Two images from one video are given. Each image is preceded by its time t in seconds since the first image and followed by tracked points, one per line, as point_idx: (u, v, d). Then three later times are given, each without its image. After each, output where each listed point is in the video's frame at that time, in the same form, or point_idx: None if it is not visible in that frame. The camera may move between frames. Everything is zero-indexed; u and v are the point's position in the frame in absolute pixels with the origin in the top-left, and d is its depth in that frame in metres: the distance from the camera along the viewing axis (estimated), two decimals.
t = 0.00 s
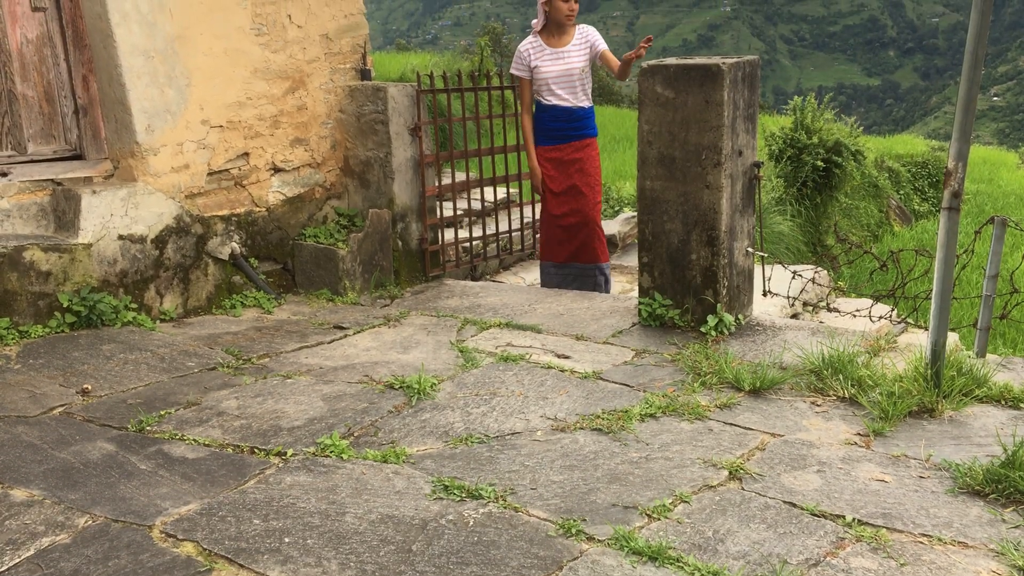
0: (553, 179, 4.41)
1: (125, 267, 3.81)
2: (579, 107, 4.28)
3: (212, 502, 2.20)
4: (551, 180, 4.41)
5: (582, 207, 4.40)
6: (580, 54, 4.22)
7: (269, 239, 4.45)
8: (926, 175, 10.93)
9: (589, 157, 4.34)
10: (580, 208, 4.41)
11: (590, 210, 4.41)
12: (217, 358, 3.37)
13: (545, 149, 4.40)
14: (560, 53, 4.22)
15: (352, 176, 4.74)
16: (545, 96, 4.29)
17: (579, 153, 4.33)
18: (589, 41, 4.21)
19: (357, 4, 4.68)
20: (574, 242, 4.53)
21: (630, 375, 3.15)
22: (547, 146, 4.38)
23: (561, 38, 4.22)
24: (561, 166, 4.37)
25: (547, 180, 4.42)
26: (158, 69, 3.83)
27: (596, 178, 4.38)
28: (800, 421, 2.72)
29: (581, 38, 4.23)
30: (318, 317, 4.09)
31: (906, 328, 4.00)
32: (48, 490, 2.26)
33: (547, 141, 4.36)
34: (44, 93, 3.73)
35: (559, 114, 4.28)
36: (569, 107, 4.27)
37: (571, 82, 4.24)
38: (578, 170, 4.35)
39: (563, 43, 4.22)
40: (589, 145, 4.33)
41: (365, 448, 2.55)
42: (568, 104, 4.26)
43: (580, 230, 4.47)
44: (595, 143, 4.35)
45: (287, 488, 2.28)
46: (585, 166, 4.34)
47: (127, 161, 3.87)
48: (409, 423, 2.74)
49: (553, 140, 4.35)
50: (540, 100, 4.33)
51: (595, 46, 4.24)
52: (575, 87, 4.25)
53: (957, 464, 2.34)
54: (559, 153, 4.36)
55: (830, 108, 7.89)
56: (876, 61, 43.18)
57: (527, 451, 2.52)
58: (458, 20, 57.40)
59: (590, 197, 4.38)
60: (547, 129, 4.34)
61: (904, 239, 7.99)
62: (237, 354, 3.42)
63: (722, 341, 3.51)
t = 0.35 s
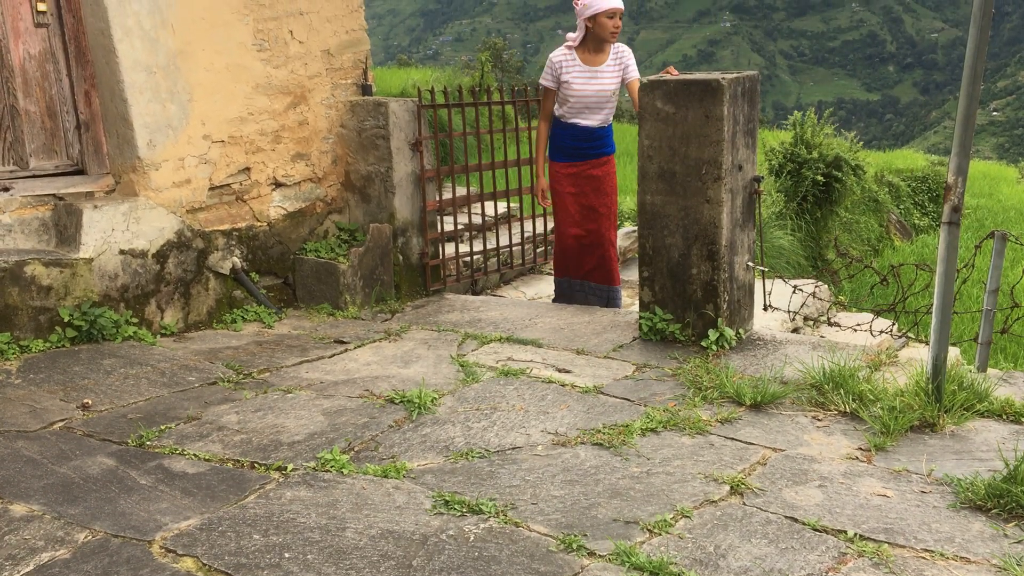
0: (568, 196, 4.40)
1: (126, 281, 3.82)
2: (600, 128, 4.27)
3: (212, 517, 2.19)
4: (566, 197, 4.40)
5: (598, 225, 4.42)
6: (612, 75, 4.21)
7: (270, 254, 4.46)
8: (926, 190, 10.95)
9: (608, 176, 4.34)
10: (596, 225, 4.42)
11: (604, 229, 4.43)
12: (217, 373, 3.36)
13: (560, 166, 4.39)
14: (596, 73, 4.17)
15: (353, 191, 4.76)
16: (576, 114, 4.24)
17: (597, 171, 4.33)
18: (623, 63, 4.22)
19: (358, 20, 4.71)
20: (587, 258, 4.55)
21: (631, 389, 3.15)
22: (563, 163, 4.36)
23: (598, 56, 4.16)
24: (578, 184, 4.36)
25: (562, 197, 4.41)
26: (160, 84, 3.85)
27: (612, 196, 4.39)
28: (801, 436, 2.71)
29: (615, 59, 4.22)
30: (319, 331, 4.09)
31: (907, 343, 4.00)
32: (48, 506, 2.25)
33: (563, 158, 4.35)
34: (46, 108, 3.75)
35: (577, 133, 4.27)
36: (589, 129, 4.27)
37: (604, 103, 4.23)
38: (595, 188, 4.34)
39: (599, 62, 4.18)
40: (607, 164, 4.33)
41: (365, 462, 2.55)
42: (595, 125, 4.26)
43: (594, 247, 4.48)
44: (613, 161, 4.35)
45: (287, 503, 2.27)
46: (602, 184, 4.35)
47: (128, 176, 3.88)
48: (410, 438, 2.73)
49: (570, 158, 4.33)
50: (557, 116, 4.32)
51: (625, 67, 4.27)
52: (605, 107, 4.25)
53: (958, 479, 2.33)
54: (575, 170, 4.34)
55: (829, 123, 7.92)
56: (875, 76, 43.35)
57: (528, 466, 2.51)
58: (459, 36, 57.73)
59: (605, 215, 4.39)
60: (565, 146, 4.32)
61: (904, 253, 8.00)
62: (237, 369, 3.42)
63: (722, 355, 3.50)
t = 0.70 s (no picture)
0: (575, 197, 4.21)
1: (126, 296, 3.82)
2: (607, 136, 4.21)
3: (212, 532, 2.19)
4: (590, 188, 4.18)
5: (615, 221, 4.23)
6: (623, 94, 4.07)
7: (271, 268, 4.47)
8: (926, 204, 10.98)
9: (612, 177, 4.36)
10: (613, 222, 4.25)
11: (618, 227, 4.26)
12: (218, 388, 3.36)
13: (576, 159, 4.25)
14: (602, 89, 4.06)
15: (354, 205, 4.78)
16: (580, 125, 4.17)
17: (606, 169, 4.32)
18: (636, 83, 4.05)
19: (359, 36, 4.74)
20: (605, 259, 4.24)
21: (632, 404, 3.15)
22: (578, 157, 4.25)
23: (605, 72, 4.05)
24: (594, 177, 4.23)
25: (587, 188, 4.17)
26: (161, 99, 3.87)
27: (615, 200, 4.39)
28: (802, 450, 2.71)
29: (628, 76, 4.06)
30: (319, 345, 4.09)
31: (908, 357, 4.00)
32: (47, 520, 2.25)
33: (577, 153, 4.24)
34: (48, 123, 3.77)
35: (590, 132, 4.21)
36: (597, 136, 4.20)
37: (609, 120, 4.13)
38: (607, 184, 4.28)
39: (608, 78, 4.06)
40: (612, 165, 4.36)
41: (365, 477, 2.54)
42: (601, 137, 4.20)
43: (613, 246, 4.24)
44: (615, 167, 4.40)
45: (287, 517, 2.27)
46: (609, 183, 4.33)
47: (130, 191, 3.89)
48: (411, 452, 2.73)
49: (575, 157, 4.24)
50: (563, 121, 4.25)
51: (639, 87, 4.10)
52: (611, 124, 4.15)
53: (960, 494, 2.32)
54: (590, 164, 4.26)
55: (829, 137, 7.94)
56: (875, 90, 43.50)
57: (528, 480, 2.51)
58: (460, 51, 58.04)
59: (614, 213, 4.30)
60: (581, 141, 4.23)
61: (904, 268, 8.01)
62: (238, 384, 3.42)
63: (723, 369, 3.50)
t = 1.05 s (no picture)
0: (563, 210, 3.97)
1: (128, 315, 3.82)
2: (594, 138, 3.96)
3: (212, 552, 2.18)
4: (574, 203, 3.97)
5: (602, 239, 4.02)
6: (603, 88, 3.86)
7: (273, 287, 4.48)
8: (926, 223, 11.00)
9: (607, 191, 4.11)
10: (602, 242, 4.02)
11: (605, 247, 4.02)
12: (218, 407, 3.35)
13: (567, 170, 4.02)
14: (579, 86, 3.84)
15: (355, 224, 4.80)
16: (566, 130, 3.95)
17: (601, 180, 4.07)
18: (612, 75, 3.86)
19: (361, 56, 4.78)
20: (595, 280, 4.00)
21: (633, 423, 3.14)
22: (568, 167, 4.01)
23: (581, 70, 3.83)
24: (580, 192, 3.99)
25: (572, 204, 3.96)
26: (164, 119, 3.89)
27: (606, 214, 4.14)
28: (804, 470, 2.70)
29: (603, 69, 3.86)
30: (320, 365, 4.09)
31: (910, 376, 3.99)
32: (47, 541, 2.24)
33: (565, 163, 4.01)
34: (51, 143, 3.79)
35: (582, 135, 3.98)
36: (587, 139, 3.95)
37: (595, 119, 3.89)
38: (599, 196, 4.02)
39: (584, 76, 3.85)
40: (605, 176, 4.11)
41: (366, 497, 2.54)
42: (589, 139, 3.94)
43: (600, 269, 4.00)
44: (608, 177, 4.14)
45: (287, 537, 2.26)
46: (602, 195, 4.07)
47: (132, 210, 3.91)
48: (411, 471, 2.72)
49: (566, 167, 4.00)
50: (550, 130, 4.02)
51: (618, 78, 3.89)
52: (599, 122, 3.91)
53: (962, 513, 2.31)
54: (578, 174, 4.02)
55: (829, 157, 7.98)
56: (874, 110, 43.70)
57: (529, 500, 2.50)
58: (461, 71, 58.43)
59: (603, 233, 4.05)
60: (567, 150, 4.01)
61: (905, 287, 8.02)
62: (238, 403, 3.41)
63: (724, 389, 3.50)
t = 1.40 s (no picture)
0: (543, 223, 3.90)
1: (129, 341, 3.83)
2: (571, 146, 3.80)
3: None
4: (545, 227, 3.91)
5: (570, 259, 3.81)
6: (575, 88, 3.75)
7: (274, 313, 4.49)
8: (927, 249, 11.03)
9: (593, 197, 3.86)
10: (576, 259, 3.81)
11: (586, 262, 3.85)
12: (218, 434, 3.35)
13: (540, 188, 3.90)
14: (551, 88, 3.75)
15: (357, 250, 4.82)
16: (542, 134, 3.83)
17: (580, 192, 3.83)
18: (585, 73, 3.75)
19: (363, 84, 4.82)
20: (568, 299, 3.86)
21: (635, 449, 3.13)
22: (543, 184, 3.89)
23: (551, 71, 3.75)
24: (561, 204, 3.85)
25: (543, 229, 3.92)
26: (167, 146, 3.92)
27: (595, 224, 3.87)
28: (807, 496, 2.69)
29: (575, 68, 3.76)
30: (321, 391, 4.08)
31: (912, 402, 3.98)
32: (45, 568, 2.22)
33: (542, 178, 3.89)
34: (54, 170, 3.82)
35: (553, 150, 3.81)
36: (563, 147, 3.80)
37: (570, 120, 3.76)
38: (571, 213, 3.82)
39: (555, 76, 3.76)
40: (590, 182, 3.85)
41: (366, 524, 2.52)
42: (565, 144, 3.80)
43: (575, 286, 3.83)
44: (597, 180, 3.87)
45: (287, 565, 2.25)
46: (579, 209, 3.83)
47: (134, 237, 3.93)
48: (412, 498, 2.71)
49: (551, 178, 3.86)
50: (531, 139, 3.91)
51: (591, 75, 3.77)
52: (575, 123, 3.77)
53: (966, 540, 2.29)
54: (552, 192, 3.88)
55: (829, 183, 8.01)
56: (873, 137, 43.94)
57: (531, 527, 2.48)
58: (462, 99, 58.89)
59: (586, 244, 3.85)
60: (541, 165, 3.87)
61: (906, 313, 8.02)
62: (238, 429, 3.40)
63: (726, 415, 3.49)
